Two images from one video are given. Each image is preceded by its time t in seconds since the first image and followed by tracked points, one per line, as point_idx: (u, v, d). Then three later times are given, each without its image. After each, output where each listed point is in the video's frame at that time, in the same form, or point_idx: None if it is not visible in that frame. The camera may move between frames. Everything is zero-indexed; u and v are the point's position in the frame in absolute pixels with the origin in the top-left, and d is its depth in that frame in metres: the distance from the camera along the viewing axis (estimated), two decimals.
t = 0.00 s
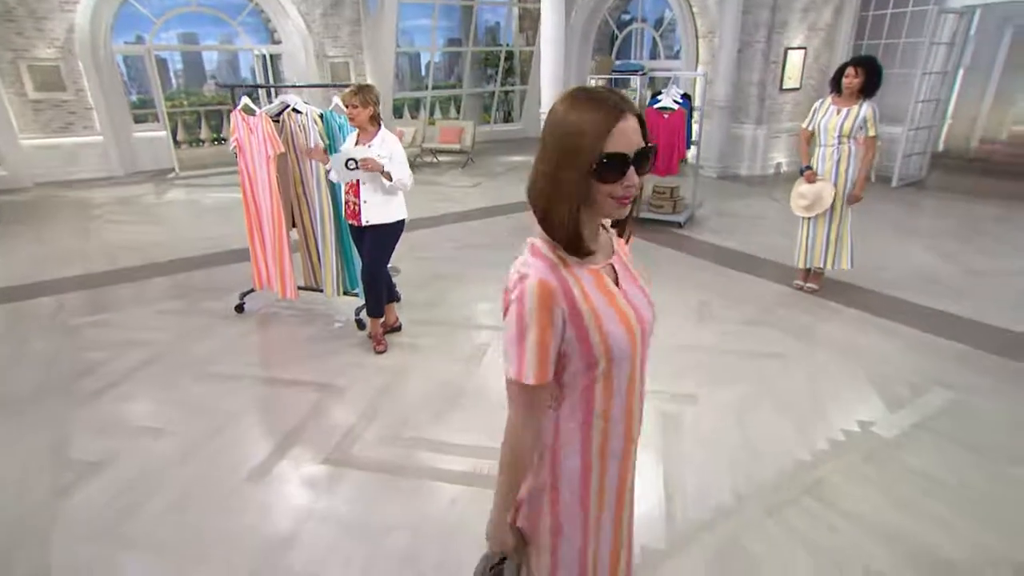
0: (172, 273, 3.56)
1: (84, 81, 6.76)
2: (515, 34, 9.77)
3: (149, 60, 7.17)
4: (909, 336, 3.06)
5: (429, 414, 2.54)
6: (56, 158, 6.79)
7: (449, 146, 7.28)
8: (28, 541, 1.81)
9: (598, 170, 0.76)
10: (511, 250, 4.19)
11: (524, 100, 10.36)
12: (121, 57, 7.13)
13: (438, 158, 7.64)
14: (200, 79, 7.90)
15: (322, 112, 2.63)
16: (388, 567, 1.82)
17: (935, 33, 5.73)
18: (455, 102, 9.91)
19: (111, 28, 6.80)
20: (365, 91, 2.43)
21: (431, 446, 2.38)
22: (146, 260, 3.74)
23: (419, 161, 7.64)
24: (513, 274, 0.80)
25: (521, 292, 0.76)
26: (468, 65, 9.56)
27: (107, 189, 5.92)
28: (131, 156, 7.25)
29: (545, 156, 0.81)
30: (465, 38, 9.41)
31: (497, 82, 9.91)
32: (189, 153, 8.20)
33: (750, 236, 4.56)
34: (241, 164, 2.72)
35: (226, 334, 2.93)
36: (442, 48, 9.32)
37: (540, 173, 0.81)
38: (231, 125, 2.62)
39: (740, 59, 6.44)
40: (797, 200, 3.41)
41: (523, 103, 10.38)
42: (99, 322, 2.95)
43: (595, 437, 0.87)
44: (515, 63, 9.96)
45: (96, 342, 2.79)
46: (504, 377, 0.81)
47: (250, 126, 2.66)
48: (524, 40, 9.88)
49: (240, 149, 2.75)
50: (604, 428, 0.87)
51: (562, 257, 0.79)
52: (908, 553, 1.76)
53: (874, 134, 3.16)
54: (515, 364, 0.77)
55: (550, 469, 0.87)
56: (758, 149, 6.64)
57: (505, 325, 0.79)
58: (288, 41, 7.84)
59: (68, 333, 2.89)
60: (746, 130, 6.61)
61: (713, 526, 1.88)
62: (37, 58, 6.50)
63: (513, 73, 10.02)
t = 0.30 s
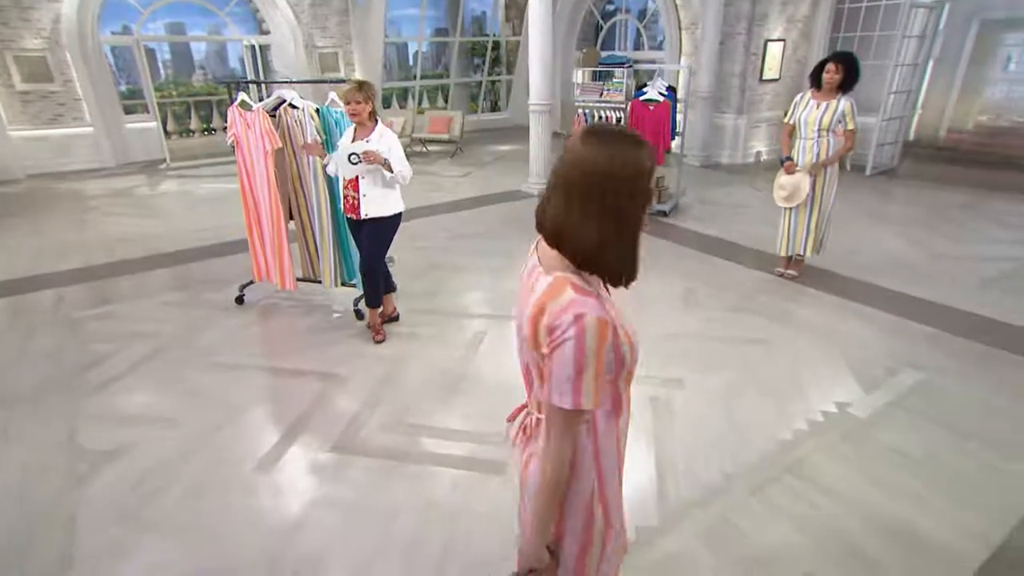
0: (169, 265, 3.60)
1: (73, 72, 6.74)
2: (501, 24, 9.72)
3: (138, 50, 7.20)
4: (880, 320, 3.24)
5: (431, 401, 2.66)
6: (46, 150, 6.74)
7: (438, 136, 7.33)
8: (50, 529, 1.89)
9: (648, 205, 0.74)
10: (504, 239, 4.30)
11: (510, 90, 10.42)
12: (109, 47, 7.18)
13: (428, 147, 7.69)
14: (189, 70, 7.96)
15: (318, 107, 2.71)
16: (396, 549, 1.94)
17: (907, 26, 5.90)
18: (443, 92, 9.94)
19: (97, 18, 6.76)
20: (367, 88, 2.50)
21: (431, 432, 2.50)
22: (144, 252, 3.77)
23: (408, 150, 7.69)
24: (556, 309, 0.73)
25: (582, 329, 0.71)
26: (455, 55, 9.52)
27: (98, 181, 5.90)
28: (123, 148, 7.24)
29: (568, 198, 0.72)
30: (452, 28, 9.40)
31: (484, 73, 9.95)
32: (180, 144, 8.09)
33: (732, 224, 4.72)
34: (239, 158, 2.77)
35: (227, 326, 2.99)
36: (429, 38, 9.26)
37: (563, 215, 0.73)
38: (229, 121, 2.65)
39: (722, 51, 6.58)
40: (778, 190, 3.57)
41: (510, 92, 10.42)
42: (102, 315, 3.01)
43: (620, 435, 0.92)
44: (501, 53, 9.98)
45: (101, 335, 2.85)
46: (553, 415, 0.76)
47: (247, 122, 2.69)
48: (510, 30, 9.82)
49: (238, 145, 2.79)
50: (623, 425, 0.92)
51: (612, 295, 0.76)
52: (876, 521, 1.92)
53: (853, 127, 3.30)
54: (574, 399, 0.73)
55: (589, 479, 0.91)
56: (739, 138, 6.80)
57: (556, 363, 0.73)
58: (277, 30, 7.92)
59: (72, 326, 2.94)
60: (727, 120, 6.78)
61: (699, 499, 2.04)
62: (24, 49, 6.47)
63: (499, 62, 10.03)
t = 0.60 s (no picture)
0: (167, 266, 3.67)
1: (61, 70, 6.75)
2: (486, 21, 9.81)
3: (126, 48, 7.21)
4: (852, 312, 3.44)
5: (431, 396, 2.79)
6: (35, 148, 6.75)
7: (427, 132, 7.41)
8: (66, 523, 1.97)
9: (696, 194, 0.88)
10: (495, 236, 4.42)
11: (496, 86, 10.53)
12: (97, 45, 7.14)
13: (417, 144, 7.78)
14: (178, 67, 7.85)
15: (314, 109, 2.74)
16: (402, 539, 2.06)
17: (879, 27, 6.13)
18: (430, 88, 10.02)
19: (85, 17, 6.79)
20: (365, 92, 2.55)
21: (431, 426, 2.63)
22: (140, 253, 3.83)
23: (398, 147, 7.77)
24: (638, 308, 0.84)
25: (666, 325, 0.83)
26: (443, 52, 9.64)
27: (89, 180, 5.92)
28: (113, 145, 7.32)
29: (633, 202, 0.83)
30: (439, 25, 9.47)
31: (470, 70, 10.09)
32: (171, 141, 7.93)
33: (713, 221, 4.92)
34: (235, 160, 2.82)
35: (229, 325, 3.08)
36: (417, 35, 9.39)
37: (631, 218, 0.84)
38: (226, 123, 2.70)
39: (704, 48, 6.75)
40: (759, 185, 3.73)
41: (496, 89, 10.56)
42: (103, 315, 3.07)
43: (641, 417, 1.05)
44: (487, 50, 10.08)
45: (103, 335, 2.92)
46: (631, 406, 0.86)
47: (243, 124, 2.74)
48: (496, 27, 9.94)
49: (234, 146, 2.83)
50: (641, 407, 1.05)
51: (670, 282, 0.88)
52: (844, 499, 2.10)
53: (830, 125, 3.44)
54: (655, 388, 0.85)
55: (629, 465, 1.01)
56: (720, 133, 6.97)
57: (640, 357, 0.84)
58: (265, 28, 7.99)
59: (73, 327, 3.00)
60: (708, 116, 6.95)
61: (689, 484, 2.17)
62: (10, 47, 6.44)
63: (485, 59, 10.15)
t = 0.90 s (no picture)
0: (159, 270, 3.69)
1: (45, 73, 6.63)
2: (469, 23, 9.85)
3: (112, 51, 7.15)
4: (825, 306, 3.62)
5: (426, 394, 2.86)
6: (21, 152, 6.69)
7: (413, 133, 7.45)
8: (74, 524, 2.02)
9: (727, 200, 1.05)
10: (484, 236, 4.50)
11: (480, 86, 10.63)
12: (81, 48, 7.10)
13: (403, 144, 7.84)
14: (162, 69, 7.89)
15: (306, 114, 2.80)
16: (406, 534, 2.16)
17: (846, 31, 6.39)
18: (414, 88, 10.06)
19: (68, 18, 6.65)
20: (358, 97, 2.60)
21: (428, 425, 2.70)
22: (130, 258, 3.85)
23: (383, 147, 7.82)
24: (720, 307, 0.98)
25: (745, 317, 0.98)
26: (427, 54, 9.66)
27: (74, 183, 5.88)
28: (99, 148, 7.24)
29: (699, 211, 0.97)
30: (422, 27, 9.50)
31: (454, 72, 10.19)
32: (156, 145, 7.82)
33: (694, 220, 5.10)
34: (229, 165, 2.85)
35: (224, 329, 3.13)
36: (401, 36, 9.39)
37: (701, 225, 0.97)
38: (219, 129, 2.73)
39: (682, 50, 6.90)
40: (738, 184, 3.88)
41: (480, 89, 10.64)
42: (97, 319, 3.10)
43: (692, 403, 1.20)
44: (471, 51, 10.12)
45: (99, 341, 2.95)
46: (723, 392, 1.00)
47: (237, 130, 2.78)
48: (479, 29, 9.93)
49: (227, 151, 2.86)
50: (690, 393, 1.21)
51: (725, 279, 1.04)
52: (818, 482, 2.26)
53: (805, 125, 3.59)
54: (740, 374, 1.00)
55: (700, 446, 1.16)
56: (698, 133, 7.16)
57: (728, 349, 0.98)
58: (251, 31, 7.87)
59: (68, 331, 3.02)
60: (687, 117, 7.10)
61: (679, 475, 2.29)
62: None
63: (469, 60, 10.24)
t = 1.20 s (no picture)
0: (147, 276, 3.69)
1: (23, 77, 6.56)
2: (451, 27, 9.91)
3: (92, 55, 7.05)
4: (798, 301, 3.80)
5: (420, 393, 2.93)
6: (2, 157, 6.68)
7: (396, 135, 7.48)
8: (77, 532, 2.05)
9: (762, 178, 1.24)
10: (470, 237, 4.58)
11: (462, 88, 10.75)
12: (59, 52, 6.87)
13: (386, 146, 7.87)
14: (143, 73, 7.64)
15: (295, 121, 2.84)
16: (408, 531, 2.22)
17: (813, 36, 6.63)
18: (397, 91, 10.10)
19: (45, 25, 6.52)
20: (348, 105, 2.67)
21: (423, 424, 2.76)
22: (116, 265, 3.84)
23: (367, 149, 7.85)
24: (761, 269, 1.16)
25: (783, 275, 1.16)
26: (409, 58, 9.69)
27: (55, 187, 5.83)
28: (80, 151, 7.25)
29: (742, 186, 1.16)
30: (404, 30, 9.54)
31: (436, 74, 10.26)
32: (138, 148, 7.72)
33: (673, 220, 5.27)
34: (218, 171, 2.86)
35: (216, 335, 3.15)
36: (383, 40, 9.39)
37: (745, 198, 1.16)
38: (208, 135, 2.74)
39: (658, 53, 7.08)
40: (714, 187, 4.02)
41: (461, 91, 10.76)
42: (87, 326, 3.11)
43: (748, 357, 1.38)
44: (451, 54, 10.20)
45: (90, 350, 2.96)
46: (771, 343, 1.17)
47: (226, 136, 2.79)
48: (459, 33, 10.06)
49: (216, 157, 2.88)
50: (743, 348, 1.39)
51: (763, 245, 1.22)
52: (795, 469, 2.40)
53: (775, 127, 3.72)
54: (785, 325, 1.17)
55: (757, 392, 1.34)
56: (674, 134, 7.35)
57: (771, 305, 1.16)
58: (234, 35, 7.81)
59: (57, 338, 3.03)
60: (665, 118, 7.29)
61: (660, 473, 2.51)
62: None
63: (450, 64, 10.33)
